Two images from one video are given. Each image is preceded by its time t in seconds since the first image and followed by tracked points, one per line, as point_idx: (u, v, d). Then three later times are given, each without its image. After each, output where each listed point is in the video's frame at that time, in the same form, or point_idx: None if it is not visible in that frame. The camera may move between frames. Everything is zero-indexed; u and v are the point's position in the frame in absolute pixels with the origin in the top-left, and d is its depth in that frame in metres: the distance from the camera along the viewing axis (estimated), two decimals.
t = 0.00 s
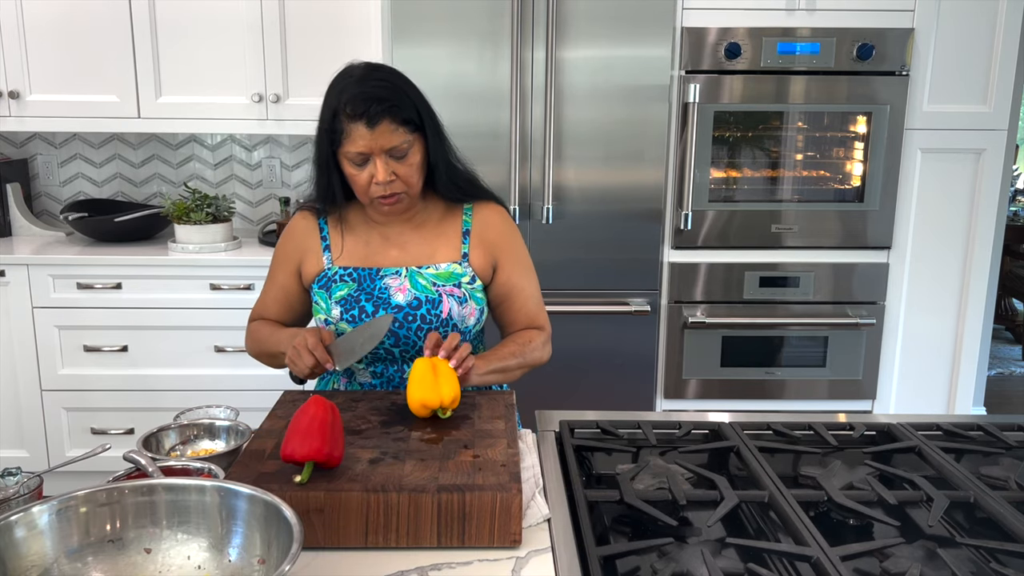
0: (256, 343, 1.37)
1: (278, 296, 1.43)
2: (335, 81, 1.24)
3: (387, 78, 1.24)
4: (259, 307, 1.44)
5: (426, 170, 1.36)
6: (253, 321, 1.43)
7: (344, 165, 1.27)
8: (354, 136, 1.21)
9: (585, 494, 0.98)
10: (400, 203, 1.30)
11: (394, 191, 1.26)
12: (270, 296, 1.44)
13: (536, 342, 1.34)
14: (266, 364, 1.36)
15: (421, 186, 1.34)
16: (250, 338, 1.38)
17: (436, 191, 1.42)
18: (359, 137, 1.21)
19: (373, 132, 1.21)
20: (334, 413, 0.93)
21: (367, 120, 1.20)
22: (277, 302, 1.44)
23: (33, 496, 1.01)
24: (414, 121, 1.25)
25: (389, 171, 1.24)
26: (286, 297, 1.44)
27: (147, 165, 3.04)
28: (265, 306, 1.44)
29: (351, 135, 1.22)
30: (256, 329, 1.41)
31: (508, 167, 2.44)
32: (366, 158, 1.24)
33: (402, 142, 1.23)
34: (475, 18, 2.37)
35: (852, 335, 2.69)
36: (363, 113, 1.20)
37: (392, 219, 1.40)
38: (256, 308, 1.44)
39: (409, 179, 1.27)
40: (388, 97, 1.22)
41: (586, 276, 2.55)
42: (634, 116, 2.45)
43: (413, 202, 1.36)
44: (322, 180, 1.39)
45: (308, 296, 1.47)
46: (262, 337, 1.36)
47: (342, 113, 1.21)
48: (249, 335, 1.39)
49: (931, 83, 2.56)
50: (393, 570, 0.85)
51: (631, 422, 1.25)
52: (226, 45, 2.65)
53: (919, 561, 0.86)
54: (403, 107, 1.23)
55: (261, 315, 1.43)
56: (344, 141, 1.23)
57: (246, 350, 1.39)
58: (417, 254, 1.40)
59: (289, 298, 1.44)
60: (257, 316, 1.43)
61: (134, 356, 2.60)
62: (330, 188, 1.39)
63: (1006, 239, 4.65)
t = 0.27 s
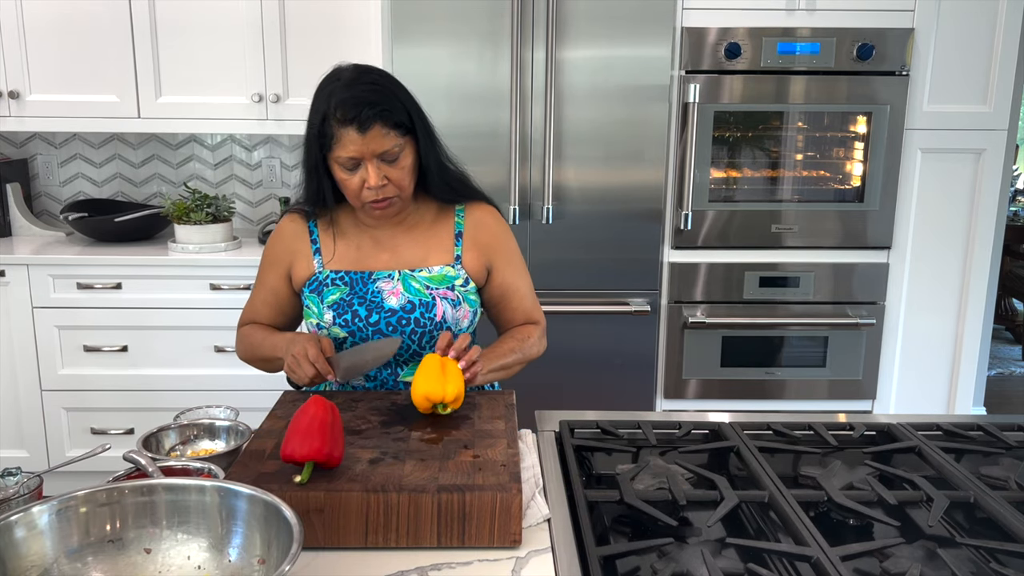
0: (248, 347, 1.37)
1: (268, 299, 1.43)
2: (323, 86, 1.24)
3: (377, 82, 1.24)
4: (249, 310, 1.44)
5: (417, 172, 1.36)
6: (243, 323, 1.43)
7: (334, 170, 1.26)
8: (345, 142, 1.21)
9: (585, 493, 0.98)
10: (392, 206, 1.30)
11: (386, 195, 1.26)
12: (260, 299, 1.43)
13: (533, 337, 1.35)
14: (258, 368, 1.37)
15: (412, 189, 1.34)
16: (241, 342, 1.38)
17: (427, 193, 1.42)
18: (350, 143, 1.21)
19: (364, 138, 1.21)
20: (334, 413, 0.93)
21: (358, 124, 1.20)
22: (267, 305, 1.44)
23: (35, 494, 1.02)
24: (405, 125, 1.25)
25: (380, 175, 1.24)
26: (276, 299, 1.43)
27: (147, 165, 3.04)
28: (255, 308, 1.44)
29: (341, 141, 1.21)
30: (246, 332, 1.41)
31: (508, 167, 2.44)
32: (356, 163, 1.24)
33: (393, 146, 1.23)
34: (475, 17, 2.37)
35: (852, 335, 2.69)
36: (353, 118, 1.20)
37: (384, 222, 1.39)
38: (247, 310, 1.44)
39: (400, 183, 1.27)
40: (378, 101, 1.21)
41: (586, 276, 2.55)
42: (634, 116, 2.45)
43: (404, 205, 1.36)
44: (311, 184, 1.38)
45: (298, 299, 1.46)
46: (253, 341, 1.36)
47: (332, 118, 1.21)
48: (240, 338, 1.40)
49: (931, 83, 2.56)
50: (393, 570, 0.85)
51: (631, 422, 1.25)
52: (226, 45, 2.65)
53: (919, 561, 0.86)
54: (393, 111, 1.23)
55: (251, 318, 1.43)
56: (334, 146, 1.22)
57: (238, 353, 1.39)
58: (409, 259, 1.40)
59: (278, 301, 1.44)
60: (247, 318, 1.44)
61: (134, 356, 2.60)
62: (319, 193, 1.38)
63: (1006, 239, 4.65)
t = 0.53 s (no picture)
0: (242, 350, 1.36)
1: (261, 302, 1.43)
2: (311, 89, 1.23)
3: (365, 84, 1.23)
4: (241, 312, 1.43)
5: (410, 173, 1.36)
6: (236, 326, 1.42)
7: (325, 172, 1.27)
8: (334, 145, 1.21)
9: (585, 493, 0.98)
10: (384, 208, 1.30)
11: (377, 197, 1.27)
12: (253, 301, 1.43)
13: (528, 338, 1.35)
14: (253, 370, 1.37)
15: (405, 189, 1.34)
16: (235, 345, 1.38)
17: (420, 193, 1.42)
18: (340, 146, 1.21)
19: (354, 140, 1.20)
20: (334, 413, 0.93)
21: (347, 127, 1.20)
22: (260, 307, 1.43)
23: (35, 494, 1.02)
24: (395, 126, 1.25)
25: (371, 177, 1.25)
26: (269, 302, 1.43)
27: (147, 165, 3.04)
28: (247, 311, 1.43)
29: (331, 144, 1.21)
30: (239, 334, 1.41)
31: (508, 167, 2.44)
32: (347, 166, 1.24)
33: (383, 148, 1.23)
34: (475, 17, 2.37)
35: (852, 335, 2.69)
36: (342, 121, 1.20)
37: (377, 223, 1.39)
38: (239, 312, 1.43)
39: (392, 185, 1.28)
40: (367, 103, 1.21)
41: (586, 276, 2.55)
42: (634, 116, 2.45)
43: (398, 205, 1.36)
44: (303, 187, 1.38)
45: (292, 301, 1.46)
46: (247, 344, 1.36)
47: (321, 121, 1.20)
48: (234, 341, 1.39)
49: (930, 83, 2.56)
50: (393, 570, 0.85)
51: (631, 422, 1.25)
52: (226, 45, 2.65)
53: (919, 561, 0.86)
54: (382, 112, 1.22)
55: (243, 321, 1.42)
56: (323, 149, 1.22)
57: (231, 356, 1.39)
58: (404, 261, 1.40)
59: (272, 303, 1.43)
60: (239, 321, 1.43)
61: (134, 356, 2.60)
62: (311, 195, 1.38)
63: (1006, 239, 4.65)
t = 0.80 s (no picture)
0: (240, 348, 1.36)
1: (259, 299, 1.42)
2: (310, 90, 1.23)
3: (364, 85, 1.23)
4: (237, 309, 1.42)
5: (410, 173, 1.36)
6: (232, 323, 1.41)
7: (324, 173, 1.27)
8: (334, 146, 1.21)
9: (585, 494, 0.98)
10: (384, 208, 1.30)
11: (377, 197, 1.26)
12: (251, 299, 1.42)
13: (527, 340, 1.35)
14: (251, 369, 1.36)
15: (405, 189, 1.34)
16: (233, 343, 1.37)
17: (420, 193, 1.42)
18: (339, 146, 1.21)
19: (353, 141, 1.20)
20: (334, 413, 0.93)
21: (345, 128, 1.20)
22: (257, 306, 1.42)
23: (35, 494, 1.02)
24: (394, 127, 1.24)
25: (371, 178, 1.24)
26: (268, 301, 1.43)
27: (147, 165, 3.03)
28: (245, 308, 1.42)
29: (330, 145, 1.21)
30: (235, 332, 1.40)
31: (508, 167, 2.44)
32: (346, 166, 1.24)
33: (382, 148, 1.23)
34: (475, 17, 2.37)
35: (852, 335, 2.69)
36: (341, 122, 1.19)
37: (377, 223, 1.39)
38: (235, 309, 1.42)
39: (391, 185, 1.27)
40: (366, 104, 1.21)
41: (586, 276, 2.55)
42: (634, 116, 2.45)
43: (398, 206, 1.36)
44: (303, 188, 1.38)
45: (294, 299, 1.46)
46: (247, 342, 1.35)
47: (320, 122, 1.20)
48: (230, 338, 1.38)
49: (931, 83, 2.56)
50: (393, 570, 0.85)
51: (631, 422, 1.25)
52: (226, 44, 2.65)
53: (919, 561, 0.86)
54: (381, 113, 1.22)
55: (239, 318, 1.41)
56: (322, 150, 1.22)
57: (228, 353, 1.38)
58: (404, 262, 1.40)
59: (270, 302, 1.43)
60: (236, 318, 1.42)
61: (134, 356, 2.60)
62: (311, 196, 1.38)
63: (1006, 239, 4.65)
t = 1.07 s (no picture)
0: (244, 347, 1.36)
1: (264, 298, 1.43)
2: (317, 89, 1.23)
3: (370, 84, 1.23)
4: (243, 309, 1.43)
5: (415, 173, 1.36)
6: (237, 323, 1.42)
7: (330, 172, 1.27)
8: (340, 145, 1.21)
9: (585, 494, 0.98)
10: (389, 208, 1.30)
11: (382, 197, 1.26)
12: (256, 298, 1.43)
13: (528, 343, 1.35)
14: (255, 367, 1.37)
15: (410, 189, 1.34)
16: (236, 342, 1.38)
17: (425, 193, 1.42)
18: (345, 146, 1.21)
19: (359, 140, 1.20)
20: (334, 413, 0.93)
21: (352, 128, 1.20)
22: (262, 305, 1.43)
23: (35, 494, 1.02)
24: (400, 126, 1.24)
25: (376, 178, 1.25)
26: (272, 300, 1.43)
27: (147, 165, 3.03)
28: (250, 308, 1.43)
29: (336, 144, 1.21)
30: (240, 331, 1.40)
31: (508, 167, 2.44)
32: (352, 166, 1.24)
33: (388, 148, 1.23)
34: (475, 17, 2.37)
35: (852, 335, 2.69)
36: (347, 121, 1.19)
37: (382, 223, 1.39)
38: (241, 309, 1.43)
39: (397, 185, 1.27)
40: (372, 103, 1.21)
41: (586, 276, 2.55)
42: (634, 116, 2.45)
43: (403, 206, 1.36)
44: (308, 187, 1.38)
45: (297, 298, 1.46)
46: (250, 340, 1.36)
47: (326, 121, 1.20)
48: (235, 337, 1.39)
49: (931, 83, 2.56)
50: (393, 570, 0.85)
51: (631, 422, 1.25)
52: (226, 44, 2.65)
53: (919, 561, 0.86)
54: (388, 113, 1.22)
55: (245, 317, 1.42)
56: (329, 149, 1.22)
57: (232, 352, 1.38)
58: (408, 261, 1.40)
59: (275, 301, 1.44)
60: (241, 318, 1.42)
61: (134, 356, 2.60)
62: (317, 195, 1.38)
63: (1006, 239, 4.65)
